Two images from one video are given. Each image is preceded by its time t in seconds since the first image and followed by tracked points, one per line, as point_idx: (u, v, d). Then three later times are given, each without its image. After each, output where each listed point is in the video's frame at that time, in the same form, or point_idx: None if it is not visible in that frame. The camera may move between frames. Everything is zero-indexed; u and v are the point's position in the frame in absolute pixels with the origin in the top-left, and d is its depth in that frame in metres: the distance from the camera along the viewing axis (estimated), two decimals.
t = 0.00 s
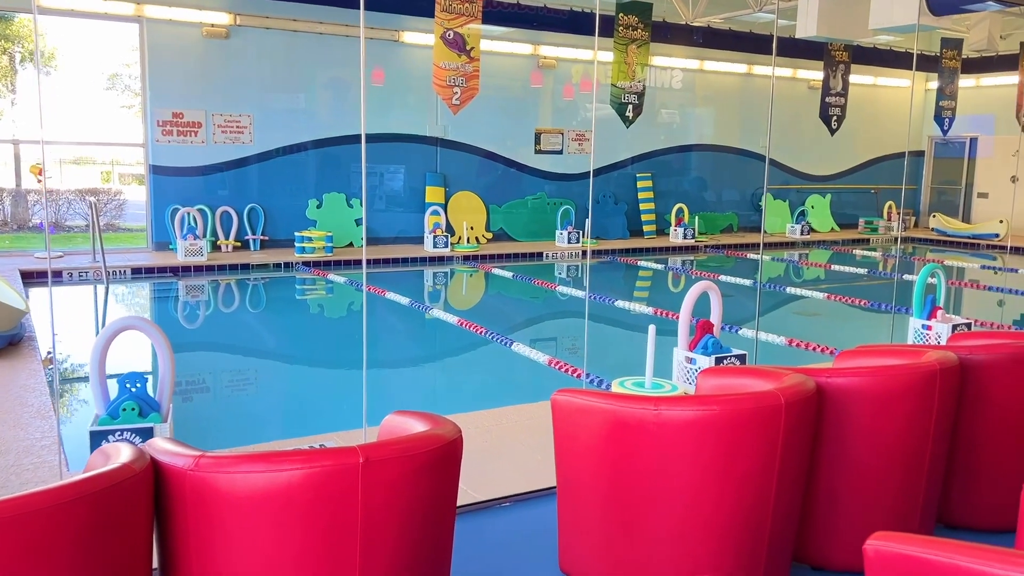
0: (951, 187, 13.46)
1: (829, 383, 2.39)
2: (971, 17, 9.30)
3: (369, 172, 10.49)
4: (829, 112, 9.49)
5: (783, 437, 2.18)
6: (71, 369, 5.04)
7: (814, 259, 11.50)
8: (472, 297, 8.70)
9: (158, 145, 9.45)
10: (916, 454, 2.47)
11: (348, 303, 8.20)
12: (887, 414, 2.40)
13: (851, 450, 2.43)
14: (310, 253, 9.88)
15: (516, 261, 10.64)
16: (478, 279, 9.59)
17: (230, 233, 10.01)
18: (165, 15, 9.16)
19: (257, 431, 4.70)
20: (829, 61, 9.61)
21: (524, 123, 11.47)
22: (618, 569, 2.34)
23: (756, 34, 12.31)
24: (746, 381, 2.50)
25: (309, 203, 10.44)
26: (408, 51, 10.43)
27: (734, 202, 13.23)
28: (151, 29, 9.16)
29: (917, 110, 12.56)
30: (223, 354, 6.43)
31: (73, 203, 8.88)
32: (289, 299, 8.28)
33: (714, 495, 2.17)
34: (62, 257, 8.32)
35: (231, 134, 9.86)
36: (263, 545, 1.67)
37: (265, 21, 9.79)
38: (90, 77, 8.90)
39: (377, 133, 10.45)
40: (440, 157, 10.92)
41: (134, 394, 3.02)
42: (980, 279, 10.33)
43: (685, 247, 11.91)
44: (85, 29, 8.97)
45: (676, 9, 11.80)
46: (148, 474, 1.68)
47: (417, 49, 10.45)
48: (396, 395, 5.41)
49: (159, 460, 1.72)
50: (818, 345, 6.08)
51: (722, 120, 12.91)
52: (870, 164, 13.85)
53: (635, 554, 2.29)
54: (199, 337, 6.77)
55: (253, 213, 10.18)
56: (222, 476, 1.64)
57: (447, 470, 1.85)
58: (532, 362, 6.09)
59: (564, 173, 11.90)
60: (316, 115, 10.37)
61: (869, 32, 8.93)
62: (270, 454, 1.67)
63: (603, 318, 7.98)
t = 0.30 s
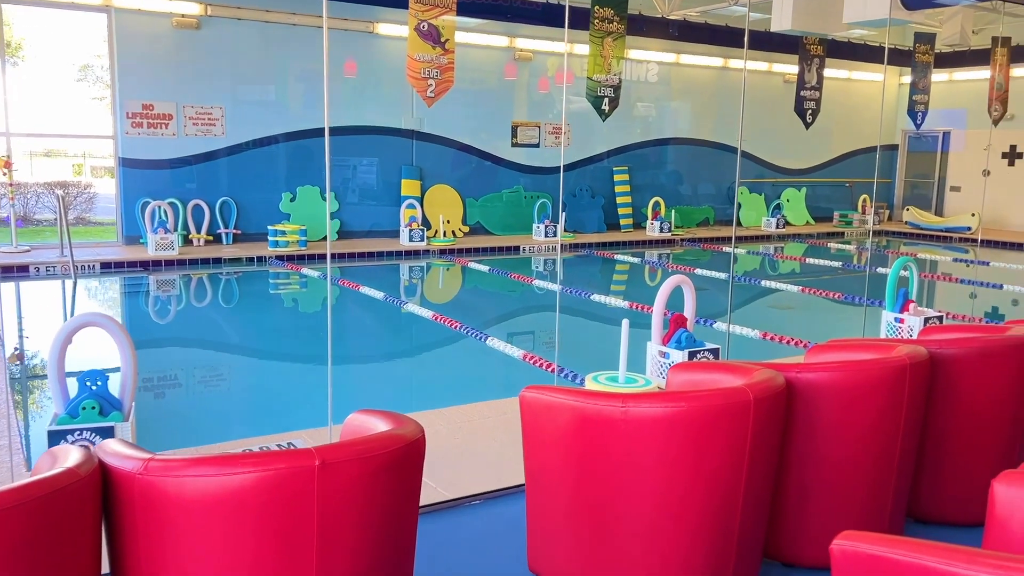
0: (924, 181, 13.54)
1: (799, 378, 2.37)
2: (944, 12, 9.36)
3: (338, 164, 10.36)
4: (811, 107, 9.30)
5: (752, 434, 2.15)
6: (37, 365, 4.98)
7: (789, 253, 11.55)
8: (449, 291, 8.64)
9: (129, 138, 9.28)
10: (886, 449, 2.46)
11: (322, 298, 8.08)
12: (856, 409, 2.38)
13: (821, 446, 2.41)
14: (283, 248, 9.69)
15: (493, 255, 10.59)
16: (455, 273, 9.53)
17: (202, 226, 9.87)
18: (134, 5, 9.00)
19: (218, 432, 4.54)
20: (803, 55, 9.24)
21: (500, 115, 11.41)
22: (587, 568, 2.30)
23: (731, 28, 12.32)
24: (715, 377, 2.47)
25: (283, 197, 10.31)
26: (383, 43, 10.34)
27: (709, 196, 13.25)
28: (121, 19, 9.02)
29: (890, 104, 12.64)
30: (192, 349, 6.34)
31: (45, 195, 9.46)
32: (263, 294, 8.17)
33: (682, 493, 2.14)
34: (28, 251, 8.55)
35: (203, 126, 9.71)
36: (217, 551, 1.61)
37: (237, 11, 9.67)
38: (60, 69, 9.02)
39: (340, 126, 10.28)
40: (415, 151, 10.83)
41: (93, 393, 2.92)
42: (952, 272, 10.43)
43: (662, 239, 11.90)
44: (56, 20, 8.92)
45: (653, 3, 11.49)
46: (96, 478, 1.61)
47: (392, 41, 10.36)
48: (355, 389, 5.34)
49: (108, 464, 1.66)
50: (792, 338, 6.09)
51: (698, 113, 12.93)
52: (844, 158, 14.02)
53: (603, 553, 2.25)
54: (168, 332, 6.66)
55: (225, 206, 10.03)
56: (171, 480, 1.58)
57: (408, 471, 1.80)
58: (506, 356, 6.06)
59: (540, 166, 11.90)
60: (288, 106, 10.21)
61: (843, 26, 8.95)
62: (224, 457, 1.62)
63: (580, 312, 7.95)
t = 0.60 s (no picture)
0: (896, 176, 13.66)
1: (765, 376, 2.35)
2: (916, 9, 9.41)
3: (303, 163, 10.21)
4: (784, 103, 9.23)
5: (716, 435, 2.12)
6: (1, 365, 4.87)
7: (764, 248, 11.60)
8: (424, 288, 8.58)
9: (96, 133, 9.14)
10: (854, 448, 2.44)
11: (296, 295, 7.96)
12: (822, 408, 2.35)
13: (786, 446, 2.39)
14: (255, 244, 9.64)
15: (468, 251, 10.55)
16: (430, 270, 9.47)
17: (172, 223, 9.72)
18: None
19: (178, 433, 4.43)
20: (777, 49, 9.13)
21: (475, 111, 11.35)
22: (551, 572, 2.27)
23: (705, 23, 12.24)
24: (681, 376, 2.45)
25: (254, 193, 10.19)
26: (356, 38, 10.24)
27: (684, 192, 13.27)
28: (87, 13, 8.85)
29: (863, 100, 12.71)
30: (160, 347, 6.21)
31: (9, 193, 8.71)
32: (234, 292, 8.04)
33: (646, 495, 2.10)
34: None
35: (172, 122, 9.57)
36: (160, 564, 1.55)
37: (206, 5, 9.50)
38: (32, 63, 8.46)
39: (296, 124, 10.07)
40: (390, 147, 10.76)
41: (48, 396, 2.77)
42: (924, 267, 10.53)
43: (638, 236, 11.92)
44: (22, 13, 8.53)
45: None
46: (33, 488, 1.55)
47: (365, 35, 10.27)
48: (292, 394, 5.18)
49: (47, 473, 1.59)
50: (764, 335, 6.10)
51: (672, 109, 12.95)
52: (817, 154, 14.05)
53: (568, 557, 2.22)
54: (133, 331, 6.53)
55: (196, 203, 9.89)
56: (111, 490, 1.52)
57: (364, 477, 1.75)
58: (477, 354, 6.00)
59: (516, 162, 11.85)
60: (259, 102, 10.08)
61: (815, 22, 8.97)
62: (167, 465, 1.56)
63: (554, 309, 7.92)
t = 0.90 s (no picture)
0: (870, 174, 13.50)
1: (732, 377, 2.33)
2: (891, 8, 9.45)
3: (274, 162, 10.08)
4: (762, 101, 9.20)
5: (682, 438, 2.09)
6: None
7: (742, 246, 11.63)
8: (402, 287, 8.51)
9: (66, 132, 8.99)
10: (822, 450, 2.42)
11: (272, 295, 7.87)
12: (791, 409, 2.33)
13: (754, 448, 2.37)
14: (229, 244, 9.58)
15: (446, 250, 10.49)
16: (408, 269, 9.41)
17: (145, 223, 9.59)
18: None
19: (140, 435, 4.34)
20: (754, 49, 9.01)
21: (451, 109, 11.30)
22: None
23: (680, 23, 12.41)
24: (649, 378, 2.42)
25: (229, 191, 10.10)
26: (332, 35, 10.17)
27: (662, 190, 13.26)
28: (55, 10, 8.72)
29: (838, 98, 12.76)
30: (132, 349, 6.10)
31: None
32: (207, 292, 7.93)
33: (611, 499, 2.07)
34: None
35: (145, 121, 9.43)
36: None
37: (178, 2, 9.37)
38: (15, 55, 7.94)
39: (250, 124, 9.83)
40: (366, 145, 10.69)
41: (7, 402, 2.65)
42: (900, 264, 10.62)
43: (616, 234, 11.93)
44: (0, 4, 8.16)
45: None
46: None
47: (340, 33, 10.21)
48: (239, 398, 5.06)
49: None
50: (740, 333, 6.09)
51: (650, 108, 12.96)
52: (794, 152, 14.08)
53: (532, 565, 2.17)
54: (104, 333, 6.41)
55: (169, 202, 9.78)
56: (51, 504, 1.46)
57: (318, 486, 1.70)
58: (452, 355, 5.94)
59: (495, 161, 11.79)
60: (232, 100, 9.96)
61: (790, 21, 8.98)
62: (110, 477, 1.50)
63: (531, 308, 7.89)
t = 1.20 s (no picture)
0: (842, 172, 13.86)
1: (696, 377, 2.30)
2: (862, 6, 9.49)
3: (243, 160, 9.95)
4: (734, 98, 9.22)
5: (644, 439, 2.05)
6: None
7: (716, 244, 11.66)
8: (376, 287, 8.44)
9: (31, 130, 8.82)
10: (788, 448, 2.39)
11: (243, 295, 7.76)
12: (755, 407, 2.30)
13: (718, 448, 2.34)
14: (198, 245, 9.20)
15: (421, 249, 10.42)
16: (382, 268, 9.32)
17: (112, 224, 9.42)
18: None
19: (97, 439, 4.23)
20: (726, 47, 8.99)
21: (425, 107, 11.23)
22: None
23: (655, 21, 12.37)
24: (612, 377, 2.38)
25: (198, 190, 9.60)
26: (302, 33, 10.06)
27: (636, 188, 13.27)
28: (17, 6, 8.55)
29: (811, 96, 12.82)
30: (96, 351, 5.97)
31: None
32: (179, 292, 7.79)
33: (572, 502, 2.02)
34: None
35: (112, 119, 9.27)
36: None
37: None
38: None
39: (206, 125, 9.64)
40: (339, 143, 10.60)
41: None
42: (873, 261, 10.71)
43: (591, 233, 11.92)
44: None
45: None
46: None
47: (312, 31, 10.10)
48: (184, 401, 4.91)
49: None
50: (711, 331, 6.10)
51: (624, 106, 12.95)
52: (767, 151, 14.17)
53: (493, 570, 2.12)
54: (67, 335, 6.27)
55: (138, 202, 9.61)
56: None
57: (265, 492, 1.65)
58: (424, 355, 5.86)
59: (470, 158, 11.69)
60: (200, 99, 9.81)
61: (761, 19, 8.99)
62: (40, 488, 1.43)
63: (505, 307, 7.85)
